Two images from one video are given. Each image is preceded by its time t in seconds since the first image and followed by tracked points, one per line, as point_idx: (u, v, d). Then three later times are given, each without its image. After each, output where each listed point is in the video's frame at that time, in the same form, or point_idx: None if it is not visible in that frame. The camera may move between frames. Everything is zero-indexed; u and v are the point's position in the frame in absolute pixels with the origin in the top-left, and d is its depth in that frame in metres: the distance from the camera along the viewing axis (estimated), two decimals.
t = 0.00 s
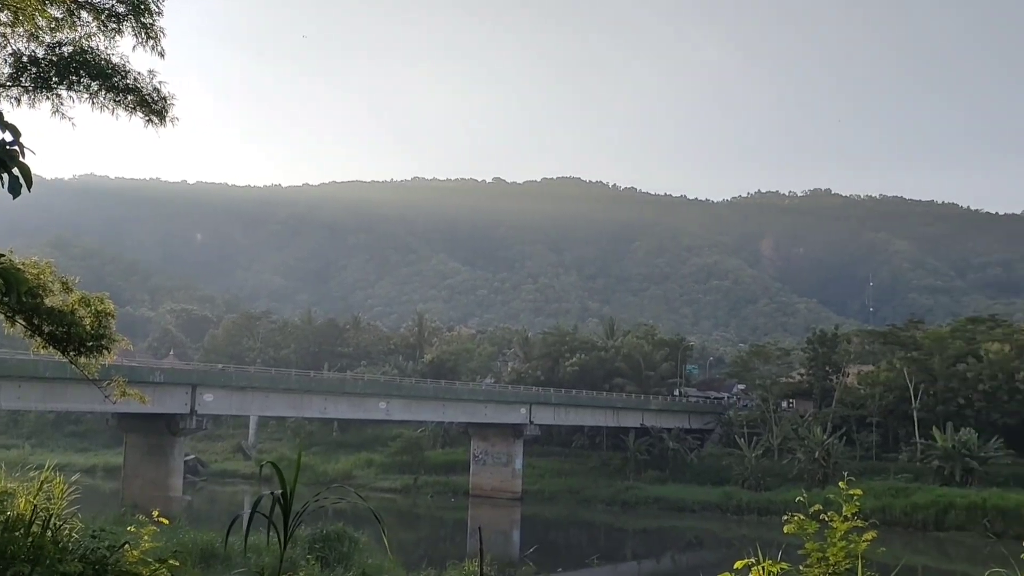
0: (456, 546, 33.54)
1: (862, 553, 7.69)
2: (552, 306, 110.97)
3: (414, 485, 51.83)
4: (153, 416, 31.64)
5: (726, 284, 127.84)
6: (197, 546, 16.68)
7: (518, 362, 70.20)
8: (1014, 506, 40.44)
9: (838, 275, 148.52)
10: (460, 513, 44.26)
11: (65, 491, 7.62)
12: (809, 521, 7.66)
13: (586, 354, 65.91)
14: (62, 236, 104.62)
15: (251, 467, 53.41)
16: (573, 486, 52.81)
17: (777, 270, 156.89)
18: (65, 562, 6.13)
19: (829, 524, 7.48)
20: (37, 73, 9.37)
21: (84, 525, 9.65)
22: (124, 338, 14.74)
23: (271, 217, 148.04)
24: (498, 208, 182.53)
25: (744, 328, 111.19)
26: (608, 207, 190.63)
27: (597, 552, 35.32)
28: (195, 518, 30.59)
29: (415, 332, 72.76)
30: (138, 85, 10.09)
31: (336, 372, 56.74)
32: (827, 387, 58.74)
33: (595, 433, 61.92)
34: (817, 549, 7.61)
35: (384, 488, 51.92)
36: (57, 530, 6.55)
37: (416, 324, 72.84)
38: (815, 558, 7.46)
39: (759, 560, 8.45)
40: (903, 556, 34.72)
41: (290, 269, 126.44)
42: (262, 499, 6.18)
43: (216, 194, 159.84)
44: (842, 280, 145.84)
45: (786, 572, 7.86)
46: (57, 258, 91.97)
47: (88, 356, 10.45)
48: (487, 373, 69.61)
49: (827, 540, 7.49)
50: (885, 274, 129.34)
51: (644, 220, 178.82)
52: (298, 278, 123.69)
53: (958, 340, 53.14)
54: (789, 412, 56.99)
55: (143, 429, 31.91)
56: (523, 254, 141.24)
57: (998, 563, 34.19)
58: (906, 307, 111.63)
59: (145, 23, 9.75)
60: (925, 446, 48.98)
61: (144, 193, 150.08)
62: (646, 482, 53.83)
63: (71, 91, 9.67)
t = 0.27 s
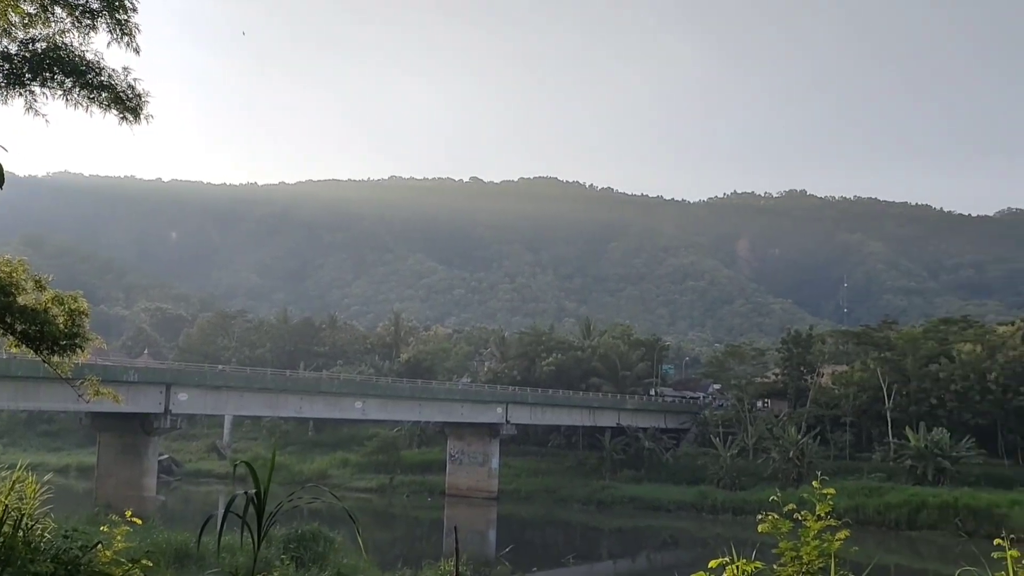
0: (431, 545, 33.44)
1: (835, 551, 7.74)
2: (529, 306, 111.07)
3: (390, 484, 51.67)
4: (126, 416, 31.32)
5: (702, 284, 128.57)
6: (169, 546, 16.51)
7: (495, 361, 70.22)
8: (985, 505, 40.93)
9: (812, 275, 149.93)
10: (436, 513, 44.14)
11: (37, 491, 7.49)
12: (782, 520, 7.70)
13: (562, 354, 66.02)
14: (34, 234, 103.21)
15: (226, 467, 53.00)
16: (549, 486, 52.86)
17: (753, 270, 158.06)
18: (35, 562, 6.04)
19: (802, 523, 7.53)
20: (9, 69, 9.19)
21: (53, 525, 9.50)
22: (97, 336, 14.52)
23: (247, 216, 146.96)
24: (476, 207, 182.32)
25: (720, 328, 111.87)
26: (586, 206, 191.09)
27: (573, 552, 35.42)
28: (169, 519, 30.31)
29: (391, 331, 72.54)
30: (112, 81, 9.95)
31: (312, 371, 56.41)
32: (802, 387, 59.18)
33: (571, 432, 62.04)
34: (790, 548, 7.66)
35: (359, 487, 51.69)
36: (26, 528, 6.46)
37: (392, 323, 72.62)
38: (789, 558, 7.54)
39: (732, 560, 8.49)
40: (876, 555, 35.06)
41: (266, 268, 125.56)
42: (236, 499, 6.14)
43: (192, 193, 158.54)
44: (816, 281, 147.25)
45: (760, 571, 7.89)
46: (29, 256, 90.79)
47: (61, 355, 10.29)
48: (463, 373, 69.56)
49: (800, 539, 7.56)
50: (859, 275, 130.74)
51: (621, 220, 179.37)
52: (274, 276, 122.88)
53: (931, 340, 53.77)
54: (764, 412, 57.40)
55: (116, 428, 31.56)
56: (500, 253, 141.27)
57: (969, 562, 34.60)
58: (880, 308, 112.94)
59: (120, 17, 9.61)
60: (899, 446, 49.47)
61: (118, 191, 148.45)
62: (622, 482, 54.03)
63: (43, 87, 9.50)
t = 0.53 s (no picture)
0: (409, 546, 33.33)
1: (810, 551, 7.82)
2: (507, 306, 111.13)
3: (367, 485, 51.48)
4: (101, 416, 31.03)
5: (680, 284, 129.15)
6: (145, 547, 16.35)
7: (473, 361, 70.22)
8: (958, 504, 41.35)
9: (789, 276, 151.18)
10: (414, 514, 44.03)
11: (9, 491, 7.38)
12: (758, 519, 7.77)
13: (540, 354, 66.09)
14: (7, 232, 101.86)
15: (202, 467, 52.57)
16: (527, 486, 52.89)
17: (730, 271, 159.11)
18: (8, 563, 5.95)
19: (778, 522, 7.60)
20: None
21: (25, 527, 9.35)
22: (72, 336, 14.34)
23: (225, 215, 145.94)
24: (455, 208, 182.02)
25: (697, 328, 112.46)
26: (565, 207, 191.49)
27: (550, 552, 35.44)
28: (144, 519, 30.05)
29: (368, 331, 72.31)
30: (87, 79, 9.81)
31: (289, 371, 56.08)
32: (778, 387, 59.56)
33: (549, 433, 62.11)
34: (767, 548, 7.72)
35: (337, 488, 51.46)
36: None
37: (370, 323, 72.37)
38: (765, 557, 7.59)
39: (708, 559, 8.57)
40: (851, 554, 35.35)
41: (243, 267, 124.71)
42: (212, 499, 6.08)
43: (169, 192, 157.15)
44: (793, 282, 148.46)
45: (736, 570, 7.96)
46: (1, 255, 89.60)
47: (35, 356, 10.13)
48: (442, 373, 69.46)
49: (775, 539, 7.63)
50: (835, 276, 131.97)
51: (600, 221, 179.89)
52: (251, 276, 122.11)
53: (906, 341, 54.32)
54: (741, 412, 57.76)
55: (91, 428, 31.24)
56: (479, 254, 141.18)
57: (942, 561, 34.97)
58: (855, 309, 114.12)
59: (97, 15, 9.48)
60: (874, 446, 49.90)
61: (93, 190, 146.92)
62: (600, 482, 54.16)
63: (18, 84, 9.34)
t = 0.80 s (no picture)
0: (380, 545, 33.15)
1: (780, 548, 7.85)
2: (481, 305, 111.06)
3: (339, 484, 51.19)
4: (70, 415, 30.65)
5: (653, 284, 129.76)
6: (113, 546, 16.09)
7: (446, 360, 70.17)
8: (926, 502, 41.84)
9: (760, 277, 152.46)
10: (386, 513, 43.81)
11: None
12: (728, 518, 7.79)
13: (513, 353, 66.07)
14: None
15: (171, 466, 51.98)
16: (500, 485, 52.89)
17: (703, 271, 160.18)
18: None
19: (749, 522, 7.63)
20: None
21: None
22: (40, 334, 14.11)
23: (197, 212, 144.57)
24: (429, 207, 181.59)
25: (669, 327, 113.07)
26: (539, 207, 191.83)
27: (522, 551, 35.45)
28: (113, 518, 29.73)
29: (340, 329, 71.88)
30: (56, 75, 9.61)
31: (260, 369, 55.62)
32: (749, 386, 59.92)
33: (521, 432, 62.13)
34: (737, 547, 7.74)
35: (308, 487, 51.12)
36: None
37: (342, 321, 71.96)
38: (734, 556, 7.60)
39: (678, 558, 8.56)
40: (820, 552, 35.70)
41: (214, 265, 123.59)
42: (180, 500, 6.01)
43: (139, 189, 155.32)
44: (764, 282, 149.78)
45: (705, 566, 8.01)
46: None
47: (2, 355, 9.91)
48: (414, 372, 69.28)
49: (745, 537, 7.63)
50: (806, 276, 133.22)
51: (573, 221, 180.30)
52: (223, 274, 121.06)
53: (875, 341, 54.94)
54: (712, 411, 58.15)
55: (58, 427, 30.83)
56: (453, 252, 140.94)
57: (909, 559, 35.40)
58: (825, 310, 115.26)
59: (66, 10, 9.30)
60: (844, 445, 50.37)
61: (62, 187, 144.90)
62: (572, 481, 54.29)
63: None
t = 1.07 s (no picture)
0: (356, 545, 32.98)
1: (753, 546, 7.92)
2: (458, 305, 110.87)
3: (315, 484, 50.91)
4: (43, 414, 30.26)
5: (630, 283, 130.13)
6: (87, 547, 15.88)
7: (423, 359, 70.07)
8: (900, 500, 42.24)
9: (737, 277, 153.31)
10: (362, 513, 43.59)
11: None
12: (704, 517, 7.85)
13: (490, 353, 65.97)
14: None
15: (146, 466, 51.43)
16: (477, 484, 52.82)
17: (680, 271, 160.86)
18: None
19: (724, 521, 7.67)
20: None
21: None
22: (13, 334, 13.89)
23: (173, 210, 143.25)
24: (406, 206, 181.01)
25: (646, 327, 113.43)
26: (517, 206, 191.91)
27: (499, 550, 35.41)
28: (87, 518, 29.45)
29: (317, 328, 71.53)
30: (29, 71, 9.43)
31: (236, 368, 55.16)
32: (726, 386, 60.20)
33: (499, 431, 62.11)
34: (711, 545, 7.76)
35: (284, 486, 50.79)
36: None
37: (319, 320, 71.53)
38: (709, 555, 7.63)
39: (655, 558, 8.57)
40: (795, 551, 35.94)
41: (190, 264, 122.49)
42: (152, 499, 5.98)
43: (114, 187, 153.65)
44: (741, 281, 150.73)
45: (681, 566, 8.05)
46: None
47: None
48: (391, 372, 69.13)
49: (720, 537, 7.68)
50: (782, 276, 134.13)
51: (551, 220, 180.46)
52: (199, 272, 120.00)
53: (850, 341, 55.44)
54: (689, 411, 58.45)
55: (31, 426, 30.43)
56: (430, 251, 140.58)
57: (882, 557, 35.72)
58: (802, 310, 116.02)
59: (40, 7, 9.12)
60: (819, 443, 50.76)
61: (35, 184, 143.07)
62: (549, 480, 54.33)
63: None
